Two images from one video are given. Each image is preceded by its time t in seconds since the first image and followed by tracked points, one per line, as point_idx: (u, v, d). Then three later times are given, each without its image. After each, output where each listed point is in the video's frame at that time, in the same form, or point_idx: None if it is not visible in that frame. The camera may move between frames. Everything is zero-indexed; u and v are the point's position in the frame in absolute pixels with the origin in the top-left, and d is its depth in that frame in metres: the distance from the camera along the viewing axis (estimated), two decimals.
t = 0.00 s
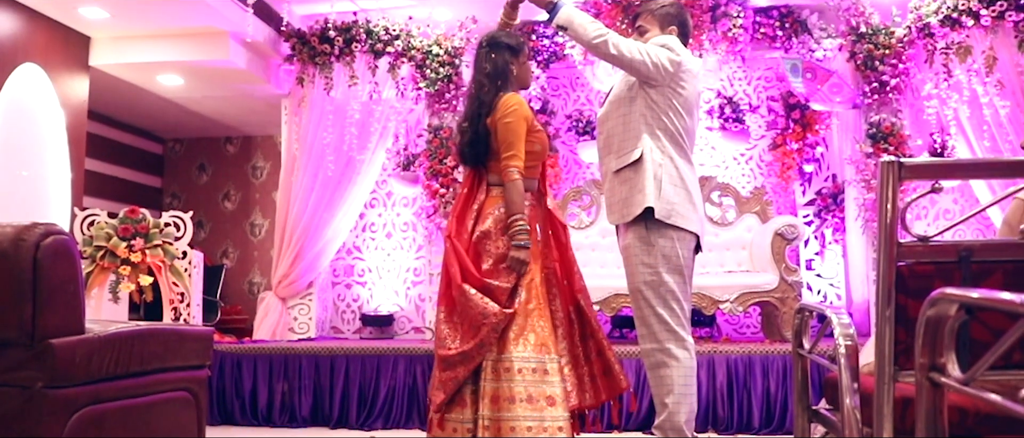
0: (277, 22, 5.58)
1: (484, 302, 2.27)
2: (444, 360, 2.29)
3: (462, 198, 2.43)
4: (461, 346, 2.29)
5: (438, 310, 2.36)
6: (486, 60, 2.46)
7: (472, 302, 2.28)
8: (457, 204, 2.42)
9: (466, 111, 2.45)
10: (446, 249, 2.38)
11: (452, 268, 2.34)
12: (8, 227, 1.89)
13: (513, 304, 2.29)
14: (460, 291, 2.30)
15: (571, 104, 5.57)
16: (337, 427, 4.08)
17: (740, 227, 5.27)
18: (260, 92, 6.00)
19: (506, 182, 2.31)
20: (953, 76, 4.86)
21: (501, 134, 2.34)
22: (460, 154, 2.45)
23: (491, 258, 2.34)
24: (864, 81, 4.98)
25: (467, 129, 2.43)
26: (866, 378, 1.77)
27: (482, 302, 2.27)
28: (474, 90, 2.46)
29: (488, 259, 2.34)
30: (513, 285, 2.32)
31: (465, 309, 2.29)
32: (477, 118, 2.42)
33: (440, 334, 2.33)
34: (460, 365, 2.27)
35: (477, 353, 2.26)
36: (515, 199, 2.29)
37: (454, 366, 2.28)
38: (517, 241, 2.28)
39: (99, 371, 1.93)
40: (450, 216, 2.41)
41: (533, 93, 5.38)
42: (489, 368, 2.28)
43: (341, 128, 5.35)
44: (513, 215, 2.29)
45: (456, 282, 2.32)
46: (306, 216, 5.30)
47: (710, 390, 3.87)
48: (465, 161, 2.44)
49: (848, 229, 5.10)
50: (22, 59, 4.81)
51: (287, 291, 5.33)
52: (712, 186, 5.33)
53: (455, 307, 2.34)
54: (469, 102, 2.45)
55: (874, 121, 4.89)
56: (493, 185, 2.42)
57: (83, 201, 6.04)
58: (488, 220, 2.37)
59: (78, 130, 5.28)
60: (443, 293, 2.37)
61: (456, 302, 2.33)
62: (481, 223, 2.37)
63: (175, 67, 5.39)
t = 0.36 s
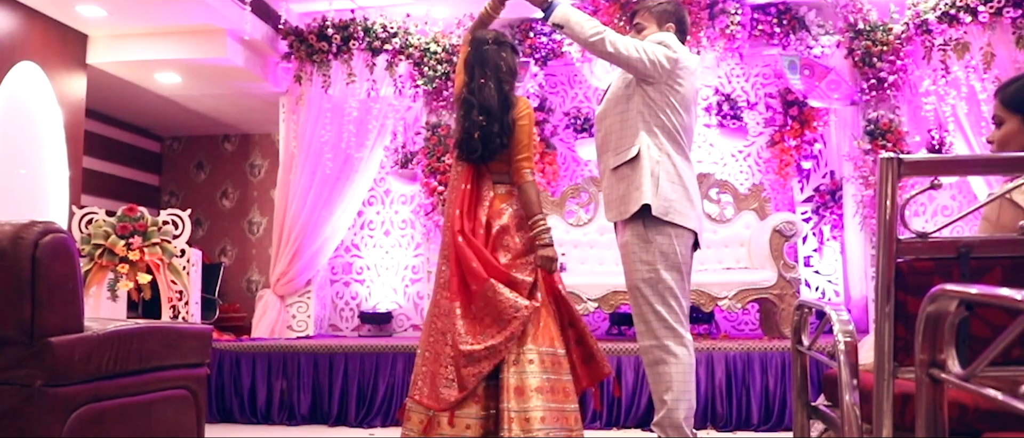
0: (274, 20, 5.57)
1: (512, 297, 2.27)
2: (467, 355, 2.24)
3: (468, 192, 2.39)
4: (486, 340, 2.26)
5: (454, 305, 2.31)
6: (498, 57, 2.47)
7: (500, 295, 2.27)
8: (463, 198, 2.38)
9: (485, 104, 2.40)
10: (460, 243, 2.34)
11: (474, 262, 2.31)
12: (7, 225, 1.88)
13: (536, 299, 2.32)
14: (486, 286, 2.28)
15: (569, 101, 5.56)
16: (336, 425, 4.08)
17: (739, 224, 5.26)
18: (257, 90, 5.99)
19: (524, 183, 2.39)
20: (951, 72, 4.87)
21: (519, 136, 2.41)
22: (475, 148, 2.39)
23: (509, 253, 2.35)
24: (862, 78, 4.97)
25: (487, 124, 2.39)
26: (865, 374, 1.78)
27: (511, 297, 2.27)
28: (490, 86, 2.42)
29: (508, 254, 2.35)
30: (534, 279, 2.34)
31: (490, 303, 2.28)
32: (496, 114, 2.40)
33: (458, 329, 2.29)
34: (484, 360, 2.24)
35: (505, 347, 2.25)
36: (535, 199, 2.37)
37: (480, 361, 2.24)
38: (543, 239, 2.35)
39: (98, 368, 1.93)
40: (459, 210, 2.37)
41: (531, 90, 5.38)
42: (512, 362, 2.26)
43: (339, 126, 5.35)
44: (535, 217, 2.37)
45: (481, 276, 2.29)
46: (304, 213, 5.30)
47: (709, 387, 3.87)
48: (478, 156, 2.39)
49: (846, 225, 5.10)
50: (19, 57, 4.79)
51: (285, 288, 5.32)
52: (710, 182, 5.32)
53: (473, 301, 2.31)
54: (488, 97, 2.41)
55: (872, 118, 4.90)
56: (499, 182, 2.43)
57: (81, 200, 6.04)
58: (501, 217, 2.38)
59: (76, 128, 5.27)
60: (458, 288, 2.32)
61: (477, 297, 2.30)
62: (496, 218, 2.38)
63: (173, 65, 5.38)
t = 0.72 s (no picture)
0: (273, 18, 5.57)
1: (551, 293, 2.31)
2: (516, 348, 2.21)
3: (485, 189, 2.37)
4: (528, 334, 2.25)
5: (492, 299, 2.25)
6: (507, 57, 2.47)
7: (540, 290, 2.29)
8: (481, 194, 2.36)
9: (505, 103, 2.39)
10: (493, 237, 2.31)
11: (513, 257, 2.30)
12: (8, 223, 1.88)
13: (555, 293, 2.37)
14: (526, 280, 2.28)
15: (568, 99, 5.56)
16: (336, 423, 4.07)
17: (738, 221, 5.26)
18: (257, 88, 5.99)
19: (534, 184, 2.43)
20: (950, 68, 4.87)
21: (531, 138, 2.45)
22: (500, 148, 2.35)
23: (529, 249, 2.39)
24: (861, 75, 4.98)
25: (508, 123, 2.38)
26: (866, 370, 1.78)
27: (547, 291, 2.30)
28: (507, 86, 2.42)
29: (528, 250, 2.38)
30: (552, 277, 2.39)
31: (532, 297, 2.28)
32: (514, 112, 2.40)
33: (500, 323, 2.23)
34: (530, 353, 2.23)
35: (546, 340, 2.26)
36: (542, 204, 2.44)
37: (526, 354, 2.22)
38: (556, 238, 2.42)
39: (99, 367, 1.92)
40: (484, 205, 2.34)
41: (530, 87, 5.37)
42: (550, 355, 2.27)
43: (339, 124, 5.35)
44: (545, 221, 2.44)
45: (520, 271, 2.28)
46: (304, 211, 5.29)
47: (710, 384, 3.87)
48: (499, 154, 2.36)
49: (846, 222, 5.10)
50: (18, 56, 4.79)
51: (285, 286, 5.33)
52: (709, 179, 5.33)
53: (510, 295, 2.29)
54: (507, 96, 2.41)
55: (871, 115, 4.90)
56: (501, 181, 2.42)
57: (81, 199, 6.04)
58: (517, 217, 2.40)
59: (75, 127, 5.26)
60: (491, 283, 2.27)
61: (516, 290, 2.28)
62: (513, 216, 2.39)
63: (172, 63, 5.37)
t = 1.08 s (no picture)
0: (274, 16, 5.57)
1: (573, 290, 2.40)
2: (554, 345, 2.27)
3: (508, 188, 2.38)
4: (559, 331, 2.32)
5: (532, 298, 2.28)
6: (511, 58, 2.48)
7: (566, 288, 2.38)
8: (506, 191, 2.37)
9: (517, 103, 2.43)
10: (527, 236, 2.34)
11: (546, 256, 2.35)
12: (10, 222, 1.87)
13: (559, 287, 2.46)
14: (555, 278, 2.35)
15: (569, 96, 5.55)
16: (339, 421, 4.07)
17: (740, 217, 5.26)
18: (258, 86, 6.00)
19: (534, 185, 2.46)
20: (952, 64, 4.89)
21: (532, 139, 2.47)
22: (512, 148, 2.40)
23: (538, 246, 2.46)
24: (863, 71, 4.97)
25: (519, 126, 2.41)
26: (871, 367, 1.78)
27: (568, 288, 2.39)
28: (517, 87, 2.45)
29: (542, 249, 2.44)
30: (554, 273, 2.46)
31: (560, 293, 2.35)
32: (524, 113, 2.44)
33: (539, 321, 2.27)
34: (561, 349, 2.30)
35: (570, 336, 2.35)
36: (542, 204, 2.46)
37: (558, 350, 2.29)
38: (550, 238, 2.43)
39: (101, 366, 1.92)
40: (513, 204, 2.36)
41: (531, 84, 5.37)
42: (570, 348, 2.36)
43: (340, 122, 5.33)
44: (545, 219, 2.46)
45: (551, 270, 2.34)
46: (305, 210, 5.29)
47: (712, 381, 3.87)
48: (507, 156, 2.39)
49: (848, 218, 5.09)
50: (18, 55, 4.78)
51: (287, 285, 5.33)
52: (711, 176, 5.33)
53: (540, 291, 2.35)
54: (517, 97, 2.43)
55: (873, 111, 4.88)
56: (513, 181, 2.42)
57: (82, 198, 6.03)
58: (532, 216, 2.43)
59: (76, 126, 5.25)
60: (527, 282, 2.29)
61: (548, 287, 2.34)
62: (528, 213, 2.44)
63: (173, 62, 5.37)
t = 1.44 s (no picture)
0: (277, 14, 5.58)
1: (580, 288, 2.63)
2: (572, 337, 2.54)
3: (530, 189, 2.62)
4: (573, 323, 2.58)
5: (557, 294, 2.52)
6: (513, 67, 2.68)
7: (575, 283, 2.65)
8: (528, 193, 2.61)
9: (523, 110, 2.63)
10: (549, 237, 2.57)
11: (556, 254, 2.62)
12: (17, 221, 1.88)
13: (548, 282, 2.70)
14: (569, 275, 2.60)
15: (572, 93, 5.55)
16: (343, 419, 4.07)
17: (744, 214, 5.26)
18: (261, 85, 6.00)
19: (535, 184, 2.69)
20: (956, 60, 4.87)
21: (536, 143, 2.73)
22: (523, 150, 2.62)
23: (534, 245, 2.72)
24: (866, 67, 4.95)
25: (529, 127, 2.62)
26: (878, 363, 1.78)
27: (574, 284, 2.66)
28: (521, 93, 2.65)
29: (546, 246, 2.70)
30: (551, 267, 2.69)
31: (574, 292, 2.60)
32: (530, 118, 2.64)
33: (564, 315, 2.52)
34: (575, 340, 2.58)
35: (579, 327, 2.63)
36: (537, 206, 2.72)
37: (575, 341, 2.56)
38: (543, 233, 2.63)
39: (107, 364, 1.92)
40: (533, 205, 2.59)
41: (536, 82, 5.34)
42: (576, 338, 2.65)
43: (343, 120, 5.33)
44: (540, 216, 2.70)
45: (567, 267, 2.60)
46: (308, 208, 5.29)
47: (717, 378, 3.87)
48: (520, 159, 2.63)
49: (852, 215, 5.08)
50: (21, 54, 4.78)
51: (290, 283, 5.34)
52: (714, 173, 5.31)
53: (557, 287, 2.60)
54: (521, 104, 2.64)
55: (877, 107, 4.88)
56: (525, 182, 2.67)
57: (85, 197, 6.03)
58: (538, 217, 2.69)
59: (79, 125, 5.25)
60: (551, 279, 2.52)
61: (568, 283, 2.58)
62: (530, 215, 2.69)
63: (175, 61, 5.37)
